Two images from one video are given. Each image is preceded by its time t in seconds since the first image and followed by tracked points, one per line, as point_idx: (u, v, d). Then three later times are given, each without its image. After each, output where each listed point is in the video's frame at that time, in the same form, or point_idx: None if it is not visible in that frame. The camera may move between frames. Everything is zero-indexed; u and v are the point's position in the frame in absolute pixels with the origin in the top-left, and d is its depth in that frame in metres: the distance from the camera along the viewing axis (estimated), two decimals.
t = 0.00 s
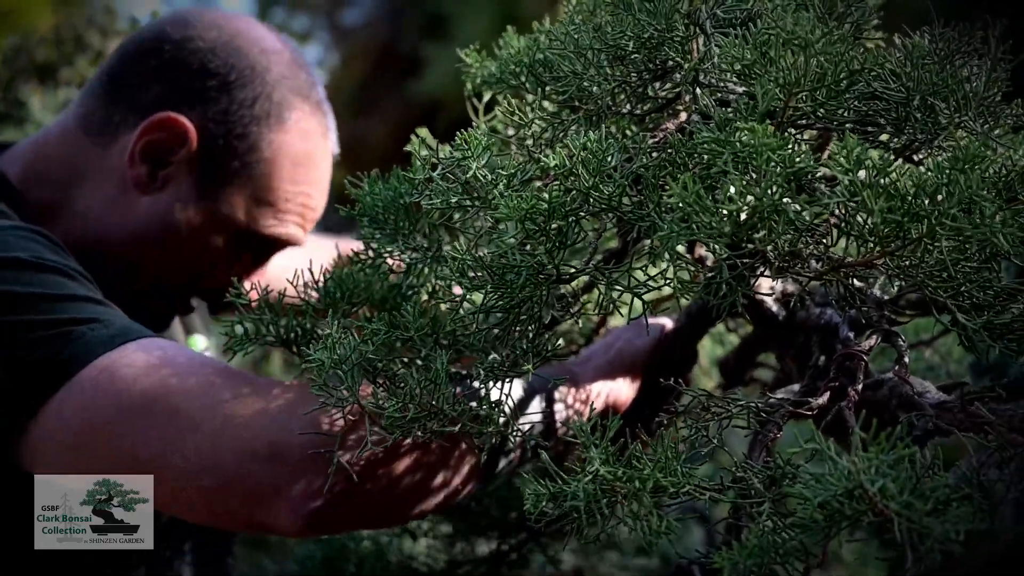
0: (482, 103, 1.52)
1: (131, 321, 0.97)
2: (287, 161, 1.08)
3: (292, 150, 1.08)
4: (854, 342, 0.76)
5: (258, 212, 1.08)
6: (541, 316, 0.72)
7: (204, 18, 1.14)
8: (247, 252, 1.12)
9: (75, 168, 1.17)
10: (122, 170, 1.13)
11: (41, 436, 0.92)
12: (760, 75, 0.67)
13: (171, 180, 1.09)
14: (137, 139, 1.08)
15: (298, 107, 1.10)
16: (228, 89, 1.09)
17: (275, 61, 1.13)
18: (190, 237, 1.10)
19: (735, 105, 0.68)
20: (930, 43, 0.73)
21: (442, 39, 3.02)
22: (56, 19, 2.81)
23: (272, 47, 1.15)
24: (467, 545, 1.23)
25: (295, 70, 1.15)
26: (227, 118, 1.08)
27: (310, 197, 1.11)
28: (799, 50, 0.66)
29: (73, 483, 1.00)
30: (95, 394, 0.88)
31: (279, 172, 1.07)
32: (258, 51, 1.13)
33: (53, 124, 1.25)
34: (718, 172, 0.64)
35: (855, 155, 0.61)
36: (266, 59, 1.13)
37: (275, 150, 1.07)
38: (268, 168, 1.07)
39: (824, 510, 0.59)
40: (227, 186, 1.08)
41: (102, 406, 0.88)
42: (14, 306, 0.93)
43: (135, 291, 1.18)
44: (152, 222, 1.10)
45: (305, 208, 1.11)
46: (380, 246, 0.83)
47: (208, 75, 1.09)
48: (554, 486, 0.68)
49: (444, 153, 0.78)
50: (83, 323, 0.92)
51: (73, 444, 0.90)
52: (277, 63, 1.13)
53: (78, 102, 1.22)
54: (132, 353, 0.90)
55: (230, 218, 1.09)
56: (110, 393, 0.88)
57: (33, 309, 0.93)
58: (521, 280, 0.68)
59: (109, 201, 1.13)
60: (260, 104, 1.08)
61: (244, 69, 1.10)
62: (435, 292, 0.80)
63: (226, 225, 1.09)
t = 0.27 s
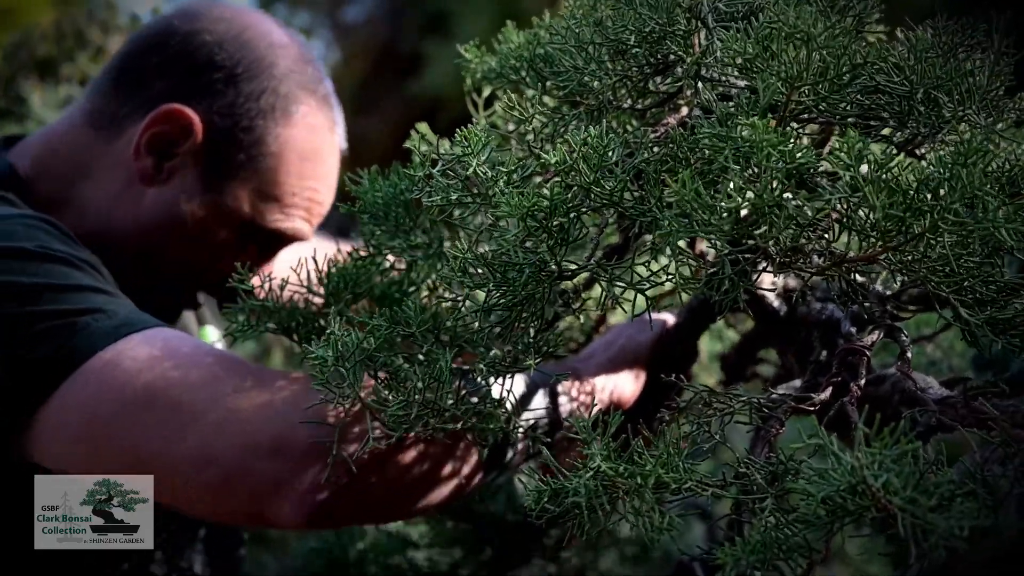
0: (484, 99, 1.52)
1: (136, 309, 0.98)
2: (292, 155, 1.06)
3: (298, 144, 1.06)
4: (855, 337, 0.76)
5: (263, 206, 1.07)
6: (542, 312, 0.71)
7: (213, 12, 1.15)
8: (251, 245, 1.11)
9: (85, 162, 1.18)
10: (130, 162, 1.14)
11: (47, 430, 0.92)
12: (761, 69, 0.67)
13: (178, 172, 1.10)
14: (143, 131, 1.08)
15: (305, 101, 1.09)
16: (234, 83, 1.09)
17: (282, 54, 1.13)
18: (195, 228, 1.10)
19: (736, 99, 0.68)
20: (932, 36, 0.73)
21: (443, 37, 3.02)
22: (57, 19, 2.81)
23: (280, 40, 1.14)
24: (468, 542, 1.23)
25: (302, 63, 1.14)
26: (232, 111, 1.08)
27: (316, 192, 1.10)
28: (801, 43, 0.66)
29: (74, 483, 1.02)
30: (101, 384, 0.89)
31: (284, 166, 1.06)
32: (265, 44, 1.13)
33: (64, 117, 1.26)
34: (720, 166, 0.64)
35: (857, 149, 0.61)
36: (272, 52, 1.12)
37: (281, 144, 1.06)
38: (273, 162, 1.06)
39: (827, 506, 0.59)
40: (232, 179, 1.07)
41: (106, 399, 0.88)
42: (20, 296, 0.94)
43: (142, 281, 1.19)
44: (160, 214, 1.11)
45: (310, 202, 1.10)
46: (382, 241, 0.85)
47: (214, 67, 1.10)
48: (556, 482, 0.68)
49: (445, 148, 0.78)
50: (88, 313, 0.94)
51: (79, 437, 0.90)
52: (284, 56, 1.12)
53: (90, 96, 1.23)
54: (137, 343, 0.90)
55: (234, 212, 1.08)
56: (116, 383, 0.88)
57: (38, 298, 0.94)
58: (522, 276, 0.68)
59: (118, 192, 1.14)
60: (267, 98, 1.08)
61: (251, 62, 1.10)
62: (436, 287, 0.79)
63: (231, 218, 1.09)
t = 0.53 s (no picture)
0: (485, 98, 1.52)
1: (143, 298, 0.98)
2: (301, 152, 1.08)
3: (308, 141, 1.08)
4: (857, 334, 0.76)
5: (272, 201, 1.09)
6: (542, 308, 0.71)
7: (224, 7, 1.15)
8: (257, 240, 1.12)
9: (94, 154, 1.17)
10: (138, 155, 1.12)
11: (47, 420, 0.92)
12: (762, 64, 0.67)
13: (188, 164, 1.09)
14: (154, 124, 1.07)
15: (315, 98, 1.10)
16: (246, 77, 1.09)
17: (293, 51, 1.13)
18: (204, 222, 1.10)
19: (736, 93, 0.68)
20: (934, 32, 0.73)
21: (444, 37, 3.03)
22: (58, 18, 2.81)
23: (291, 37, 1.15)
24: (468, 540, 1.23)
25: (313, 60, 1.15)
26: (241, 105, 1.08)
27: (323, 188, 1.11)
28: (802, 37, 0.66)
29: (73, 482, 1.05)
30: (103, 372, 0.88)
31: (294, 162, 1.08)
32: (276, 40, 1.13)
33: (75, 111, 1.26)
34: (720, 161, 0.63)
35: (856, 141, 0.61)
36: (283, 48, 1.13)
37: (290, 140, 1.07)
38: (282, 157, 1.07)
39: (825, 502, 0.59)
40: (243, 173, 1.08)
41: (110, 390, 0.87)
42: (27, 280, 0.94)
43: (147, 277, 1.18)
44: (166, 207, 1.10)
45: (318, 198, 1.11)
46: (381, 236, 0.84)
47: (225, 61, 1.09)
48: (555, 478, 0.68)
49: (445, 144, 0.77)
50: (92, 300, 0.93)
51: (80, 425, 0.89)
52: (296, 53, 1.13)
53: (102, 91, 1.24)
54: (140, 331, 0.90)
55: (244, 206, 1.09)
56: (119, 371, 0.87)
57: (44, 283, 0.94)
58: (520, 272, 0.68)
59: (125, 186, 1.13)
60: (277, 93, 1.08)
61: (261, 57, 1.10)
62: (435, 283, 0.79)
63: (239, 213, 1.10)
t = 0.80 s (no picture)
0: (484, 94, 1.52)
1: (150, 292, 0.97)
2: (320, 138, 1.07)
3: (326, 126, 1.07)
4: (858, 330, 0.75)
5: (291, 188, 1.08)
6: (542, 304, 0.71)
7: None
8: (279, 229, 1.10)
9: (112, 145, 1.18)
10: (158, 145, 1.13)
11: (49, 410, 0.92)
12: (765, 59, 0.66)
13: (208, 153, 1.09)
14: (174, 113, 1.08)
15: (332, 84, 1.10)
16: (265, 64, 1.09)
17: (309, 36, 1.13)
18: (225, 211, 1.09)
19: (738, 88, 0.67)
20: (935, 27, 0.73)
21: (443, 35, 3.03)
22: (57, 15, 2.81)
23: (307, 23, 1.15)
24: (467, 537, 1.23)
25: (329, 46, 1.14)
26: (262, 92, 1.07)
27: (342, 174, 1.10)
28: (804, 32, 0.67)
29: (73, 481, 1.07)
30: (107, 365, 0.88)
31: (314, 147, 1.07)
32: (293, 26, 1.13)
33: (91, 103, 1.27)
34: (723, 157, 0.63)
35: (866, 132, 0.59)
36: (300, 33, 1.12)
37: (308, 126, 1.07)
38: (302, 143, 1.07)
39: (829, 502, 0.58)
40: (263, 160, 1.07)
41: (111, 380, 0.87)
42: (37, 269, 0.94)
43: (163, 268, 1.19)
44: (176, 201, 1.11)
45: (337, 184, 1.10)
46: (380, 233, 0.83)
47: (242, 49, 1.09)
48: (556, 477, 0.68)
49: (445, 139, 0.77)
50: (99, 293, 0.93)
51: (80, 418, 0.89)
52: (312, 39, 1.13)
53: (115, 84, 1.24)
54: (144, 326, 0.90)
55: (265, 193, 1.08)
56: (122, 365, 0.87)
57: (53, 272, 0.94)
58: (523, 269, 0.67)
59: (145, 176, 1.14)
60: (295, 79, 1.08)
61: (278, 43, 1.10)
62: (435, 280, 0.79)
63: (260, 201, 1.09)
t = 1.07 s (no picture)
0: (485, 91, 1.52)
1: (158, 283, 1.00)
2: (333, 144, 1.13)
3: (341, 134, 1.14)
4: (858, 327, 0.75)
5: (307, 192, 1.15)
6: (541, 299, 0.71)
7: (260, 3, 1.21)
8: (293, 231, 1.18)
9: (128, 147, 1.23)
10: (176, 146, 1.18)
11: (53, 399, 0.93)
12: (764, 54, 0.66)
13: (225, 155, 1.14)
14: (193, 115, 1.13)
15: (348, 93, 1.17)
16: (283, 71, 1.15)
17: (328, 47, 1.21)
18: (240, 211, 1.16)
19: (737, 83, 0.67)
20: (934, 21, 0.73)
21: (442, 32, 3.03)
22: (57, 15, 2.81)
23: (325, 34, 1.22)
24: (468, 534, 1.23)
25: (347, 56, 1.22)
26: (279, 97, 1.13)
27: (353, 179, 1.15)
28: (805, 29, 0.65)
29: (73, 481, 1.14)
30: (110, 355, 0.90)
31: (331, 153, 1.13)
32: (312, 37, 1.20)
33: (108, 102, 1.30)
34: (723, 152, 0.63)
35: (865, 133, 0.59)
36: (319, 44, 1.20)
37: (324, 132, 1.13)
38: (317, 150, 1.13)
39: (830, 498, 0.58)
40: (279, 165, 1.14)
41: (115, 370, 0.89)
42: (53, 258, 0.97)
43: (175, 262, 1.24)
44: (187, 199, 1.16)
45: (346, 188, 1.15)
46: (377, 228, 0.83)
47: (262, 57, 1.16)
48: (556, 474, 0.67)
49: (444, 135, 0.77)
50: (105, 284, 0.95)
51: (83, 408, 0.90)
52: (329, 49, 1.20)
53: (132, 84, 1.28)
54: (150, 318, 0.92)
55: (279, 197, 1.15)
56: (126, 355, 0.89)
57: (69, 262, 0.97)
58: (524, 264, 0.68)
59: (161, 175, 1.19)
60: (312, 87, 1.15)
61: (297, 52, 1.17)
62: (434, 276, 0.79)
63: (274, 203, 1.15)
